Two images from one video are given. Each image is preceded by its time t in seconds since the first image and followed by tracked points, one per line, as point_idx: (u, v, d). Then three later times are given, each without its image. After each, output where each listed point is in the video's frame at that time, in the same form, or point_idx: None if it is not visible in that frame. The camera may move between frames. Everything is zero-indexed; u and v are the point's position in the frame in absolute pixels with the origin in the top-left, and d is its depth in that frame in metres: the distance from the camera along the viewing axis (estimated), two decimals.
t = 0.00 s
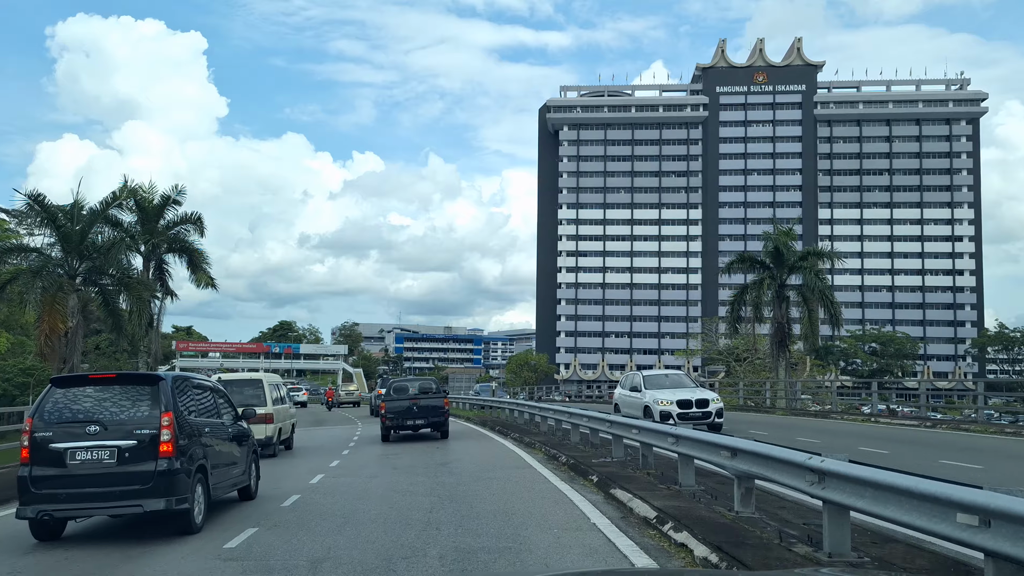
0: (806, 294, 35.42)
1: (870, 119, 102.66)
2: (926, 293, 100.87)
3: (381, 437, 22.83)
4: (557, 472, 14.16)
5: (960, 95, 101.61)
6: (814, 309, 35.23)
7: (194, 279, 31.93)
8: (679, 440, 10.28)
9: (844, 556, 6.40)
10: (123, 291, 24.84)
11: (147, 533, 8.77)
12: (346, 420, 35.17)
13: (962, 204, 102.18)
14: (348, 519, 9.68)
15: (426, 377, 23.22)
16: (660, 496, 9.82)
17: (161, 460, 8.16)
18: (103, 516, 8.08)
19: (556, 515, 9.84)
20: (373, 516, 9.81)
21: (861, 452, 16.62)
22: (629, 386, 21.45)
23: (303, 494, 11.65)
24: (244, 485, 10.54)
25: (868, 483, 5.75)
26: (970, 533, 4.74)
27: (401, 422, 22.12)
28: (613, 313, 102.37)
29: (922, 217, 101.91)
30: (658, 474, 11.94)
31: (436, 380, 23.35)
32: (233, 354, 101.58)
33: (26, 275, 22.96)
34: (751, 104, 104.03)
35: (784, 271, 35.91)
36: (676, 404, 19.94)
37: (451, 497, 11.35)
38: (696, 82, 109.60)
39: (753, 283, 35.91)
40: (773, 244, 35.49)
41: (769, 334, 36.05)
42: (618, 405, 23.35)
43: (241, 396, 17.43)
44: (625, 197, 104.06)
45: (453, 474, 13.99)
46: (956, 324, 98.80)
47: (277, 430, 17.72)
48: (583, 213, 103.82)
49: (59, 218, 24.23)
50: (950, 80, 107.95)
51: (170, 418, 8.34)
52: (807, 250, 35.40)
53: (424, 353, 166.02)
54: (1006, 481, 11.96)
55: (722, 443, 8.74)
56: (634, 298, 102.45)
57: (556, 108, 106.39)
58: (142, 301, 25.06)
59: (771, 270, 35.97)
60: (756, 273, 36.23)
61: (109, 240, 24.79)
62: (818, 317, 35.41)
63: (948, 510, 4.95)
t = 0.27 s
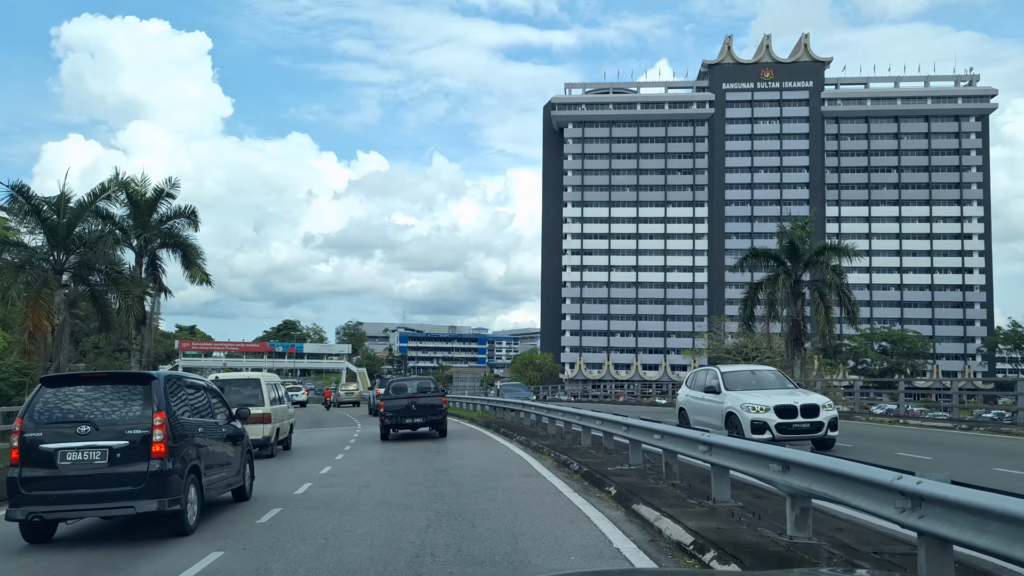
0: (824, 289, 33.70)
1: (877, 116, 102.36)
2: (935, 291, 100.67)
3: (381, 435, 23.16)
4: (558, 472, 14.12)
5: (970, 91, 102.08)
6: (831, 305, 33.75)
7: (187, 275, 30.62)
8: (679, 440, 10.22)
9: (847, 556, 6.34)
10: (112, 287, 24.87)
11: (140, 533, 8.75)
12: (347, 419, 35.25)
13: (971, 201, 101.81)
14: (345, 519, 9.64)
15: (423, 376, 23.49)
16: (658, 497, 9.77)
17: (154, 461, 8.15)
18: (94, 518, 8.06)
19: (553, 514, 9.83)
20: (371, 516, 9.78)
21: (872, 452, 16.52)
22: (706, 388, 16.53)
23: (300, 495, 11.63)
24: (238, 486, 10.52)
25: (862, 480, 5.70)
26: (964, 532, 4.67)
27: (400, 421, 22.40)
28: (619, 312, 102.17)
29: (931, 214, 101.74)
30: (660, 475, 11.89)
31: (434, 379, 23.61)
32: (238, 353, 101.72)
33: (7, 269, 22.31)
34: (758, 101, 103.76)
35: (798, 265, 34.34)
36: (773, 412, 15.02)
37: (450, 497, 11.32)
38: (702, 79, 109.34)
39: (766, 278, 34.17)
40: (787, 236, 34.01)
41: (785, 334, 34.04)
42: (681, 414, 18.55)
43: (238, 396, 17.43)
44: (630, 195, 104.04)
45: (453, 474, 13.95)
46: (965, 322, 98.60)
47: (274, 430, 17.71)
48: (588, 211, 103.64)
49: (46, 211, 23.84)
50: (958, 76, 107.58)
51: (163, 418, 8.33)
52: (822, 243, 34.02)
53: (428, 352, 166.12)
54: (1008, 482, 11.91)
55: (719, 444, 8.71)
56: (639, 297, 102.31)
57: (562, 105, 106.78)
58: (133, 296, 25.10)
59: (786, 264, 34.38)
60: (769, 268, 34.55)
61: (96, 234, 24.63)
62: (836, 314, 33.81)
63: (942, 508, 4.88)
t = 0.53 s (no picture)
0: (843, 285, 33.17)
1: (886, 113, 102.13)
2: (945, 290, 100.38)
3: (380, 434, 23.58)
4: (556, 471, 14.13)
5: (979, 88, 102.23)
6: (850, 301, 33.14)
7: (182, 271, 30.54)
8: (694, 442, 9.81)
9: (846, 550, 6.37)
10: (99, 280, 24.53)
11: (132, 536, 8.75)
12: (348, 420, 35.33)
13: (981, 199, 101.47)
14: (346, 518, 9.70)
15: (422, 376, 23.93)
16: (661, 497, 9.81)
17: (146, 462, 8.15)
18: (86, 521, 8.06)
19: (551, 512, 9.88)
20: (370, 515, 9.83)
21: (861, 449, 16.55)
22: (846, 392, 11.63)
23: (294, 495, 11.61)
24: (232, 487, 10.52)
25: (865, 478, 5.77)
26: (965, 529, 4.71)
27: (400, 420, 22.79)
28: (625, 311, 102.01)
29: (940, 213, 101.38)
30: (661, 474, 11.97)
31: (433, 379, 24.03)
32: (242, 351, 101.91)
33: None
34: (765, 98, 103.60)
35: (815, 261, 33.80)
36: (969, 432, 9.93)
37: (451, 496, 11.38)
38: (708, 77, 109.23)
39: (782, 273, 33.72)
40: (806, 231, 33.37)
41: (802, 331, 33.53)
42: (791, 431, 13.75)
43: (236, 396, 17.43)
44: (636, 193, 103.99)
45: (450, 473, 13.99)
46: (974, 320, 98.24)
47: (272, 431, 17.71)
48: (594, 210, 103.58)
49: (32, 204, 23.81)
50: (967, 73, 107.27)
51: (155, 419, 8.34)
52: (842, 239, 33.39)
53: (433, 352, 166.21)
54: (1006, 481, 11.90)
55: (726, 446, 8.71)
56: (645, 296, 102.06)
57: (566, 103, 106.22)
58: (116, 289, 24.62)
59: (803, 259, 33.86)
60: (786, 263, 34.08)
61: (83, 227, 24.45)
62: (854, 311, 33.09)
63: (944, 507, 4.91)
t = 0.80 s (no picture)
0: (862, 281, 32.40)
1: (894, 110, 101.86)
2: (954, 289, 100.13)
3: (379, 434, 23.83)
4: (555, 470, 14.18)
5: (989, 85, 101.39)
6: (869, 299, 32.18)
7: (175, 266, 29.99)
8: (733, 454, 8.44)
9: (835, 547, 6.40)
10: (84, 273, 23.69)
11: (122, 539, 8.73)
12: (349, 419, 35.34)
13: (991, 196, 101.17)
14: (349, 518, 9.77)
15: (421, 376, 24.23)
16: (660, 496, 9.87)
17: (134, 465, 8.13)
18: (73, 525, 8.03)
19: (550, 512, 9.95)
20: (374, 515, 9.91)
21: (857, 450, 16.53)
22: None
23: (290, 498, 11.61)
24: (225, 489, 10.50)
25: (860, 480, 5.82)
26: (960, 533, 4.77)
27: (399, 420, 23.05)
28: (630, 310, 101.85)
29: (950, 211, 101.03)
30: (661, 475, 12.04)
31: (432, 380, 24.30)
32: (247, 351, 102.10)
33: None
34: (772, 95, 103.39)
35: (834, 257, 33.10)
36: None
37: (452, 494, 11.45)
38: (714, 74, 109.02)
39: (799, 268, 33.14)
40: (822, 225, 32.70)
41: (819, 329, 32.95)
42: None
43: (233, 396, 17.45)
44: (642, 191, 103.86)
45: (448, 472, 14.05)
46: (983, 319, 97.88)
47: (269, 432, 17.71)
48: (599, 208, 103.49)
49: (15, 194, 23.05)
50: (977, 70, 106.91)
51: (144, 420, 8.32)
52: (861, 232, 32.57)
53: (437, 352, 166.22)
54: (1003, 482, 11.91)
55: (755, 455, 7.88)
56: (650, 296, 101.98)
57: (571, 100, 105.78)
58: (101, 282, 23.79)
59: (820, 255, 33.26)
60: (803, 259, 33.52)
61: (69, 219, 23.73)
62: (875, 308, 32.08)
63: (938, 509, 4.96)
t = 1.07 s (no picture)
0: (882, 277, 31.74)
1: (902, 107, 101.56)
2: (964, 287, 99.88)
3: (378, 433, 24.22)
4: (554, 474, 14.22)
5: (998, 81, 101.01)
6: (891, 297, 31.55)
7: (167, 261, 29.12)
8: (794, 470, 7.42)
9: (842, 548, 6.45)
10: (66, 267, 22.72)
11: (110, 543, 8.68)
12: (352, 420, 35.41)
13: (1001, 194, 100.85)
14: (357, 521, 9.85)
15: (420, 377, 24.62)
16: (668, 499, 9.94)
17: (123, 466, 8.12)
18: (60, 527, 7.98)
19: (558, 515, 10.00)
20: (381, 518, 10.02)
21: (864, 453, 16.57)
22: None
23: (286, 500, 11.61)
24: (217, 491, 10.48)
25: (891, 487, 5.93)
26: None
27: (398, 419, 23.43)
28: (636, 309, 101.67)
29: (959, 208, 100.65)
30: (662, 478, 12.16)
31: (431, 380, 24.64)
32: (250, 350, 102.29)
33: None
34: (779, 92, 103.07)
35: (853, 252, 32.67)
36: None
37: (457, 498, 11.52)
38: (721, 71, 108.78)
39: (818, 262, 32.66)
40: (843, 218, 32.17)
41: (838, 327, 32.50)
42: None
43: (230, 396, 17.46)
44: (648, 189, 103.73)
45: (447, 474, 14.10)
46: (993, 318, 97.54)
47: (266, 432, 17.68)
48: (604, 207, 103.42)
49: None
50: (986, 66, 106.53)
51: (133, 419, 8.30)
52: (882, 226, 31.90)
53: (441, 352, 166.27)
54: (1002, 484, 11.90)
55: (815, 472, 7.03)
56: (656, 295, 101.87)
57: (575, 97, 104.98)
58: (84, 275, 22.88)
59: (840, 250, 32.80)
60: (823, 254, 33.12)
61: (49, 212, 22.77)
62: (896, 304, 31.41)
63: (979, 519, 5.07)
